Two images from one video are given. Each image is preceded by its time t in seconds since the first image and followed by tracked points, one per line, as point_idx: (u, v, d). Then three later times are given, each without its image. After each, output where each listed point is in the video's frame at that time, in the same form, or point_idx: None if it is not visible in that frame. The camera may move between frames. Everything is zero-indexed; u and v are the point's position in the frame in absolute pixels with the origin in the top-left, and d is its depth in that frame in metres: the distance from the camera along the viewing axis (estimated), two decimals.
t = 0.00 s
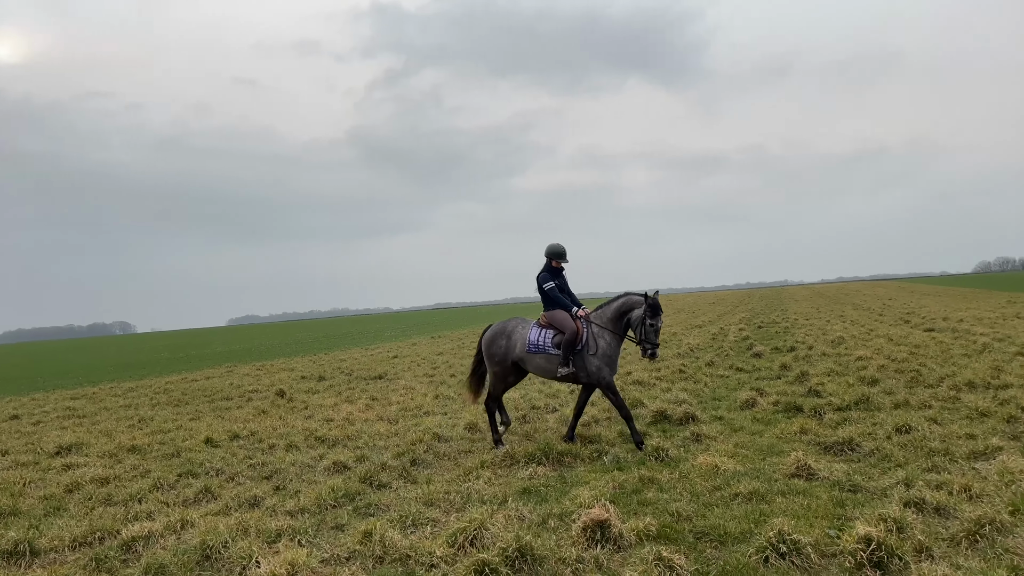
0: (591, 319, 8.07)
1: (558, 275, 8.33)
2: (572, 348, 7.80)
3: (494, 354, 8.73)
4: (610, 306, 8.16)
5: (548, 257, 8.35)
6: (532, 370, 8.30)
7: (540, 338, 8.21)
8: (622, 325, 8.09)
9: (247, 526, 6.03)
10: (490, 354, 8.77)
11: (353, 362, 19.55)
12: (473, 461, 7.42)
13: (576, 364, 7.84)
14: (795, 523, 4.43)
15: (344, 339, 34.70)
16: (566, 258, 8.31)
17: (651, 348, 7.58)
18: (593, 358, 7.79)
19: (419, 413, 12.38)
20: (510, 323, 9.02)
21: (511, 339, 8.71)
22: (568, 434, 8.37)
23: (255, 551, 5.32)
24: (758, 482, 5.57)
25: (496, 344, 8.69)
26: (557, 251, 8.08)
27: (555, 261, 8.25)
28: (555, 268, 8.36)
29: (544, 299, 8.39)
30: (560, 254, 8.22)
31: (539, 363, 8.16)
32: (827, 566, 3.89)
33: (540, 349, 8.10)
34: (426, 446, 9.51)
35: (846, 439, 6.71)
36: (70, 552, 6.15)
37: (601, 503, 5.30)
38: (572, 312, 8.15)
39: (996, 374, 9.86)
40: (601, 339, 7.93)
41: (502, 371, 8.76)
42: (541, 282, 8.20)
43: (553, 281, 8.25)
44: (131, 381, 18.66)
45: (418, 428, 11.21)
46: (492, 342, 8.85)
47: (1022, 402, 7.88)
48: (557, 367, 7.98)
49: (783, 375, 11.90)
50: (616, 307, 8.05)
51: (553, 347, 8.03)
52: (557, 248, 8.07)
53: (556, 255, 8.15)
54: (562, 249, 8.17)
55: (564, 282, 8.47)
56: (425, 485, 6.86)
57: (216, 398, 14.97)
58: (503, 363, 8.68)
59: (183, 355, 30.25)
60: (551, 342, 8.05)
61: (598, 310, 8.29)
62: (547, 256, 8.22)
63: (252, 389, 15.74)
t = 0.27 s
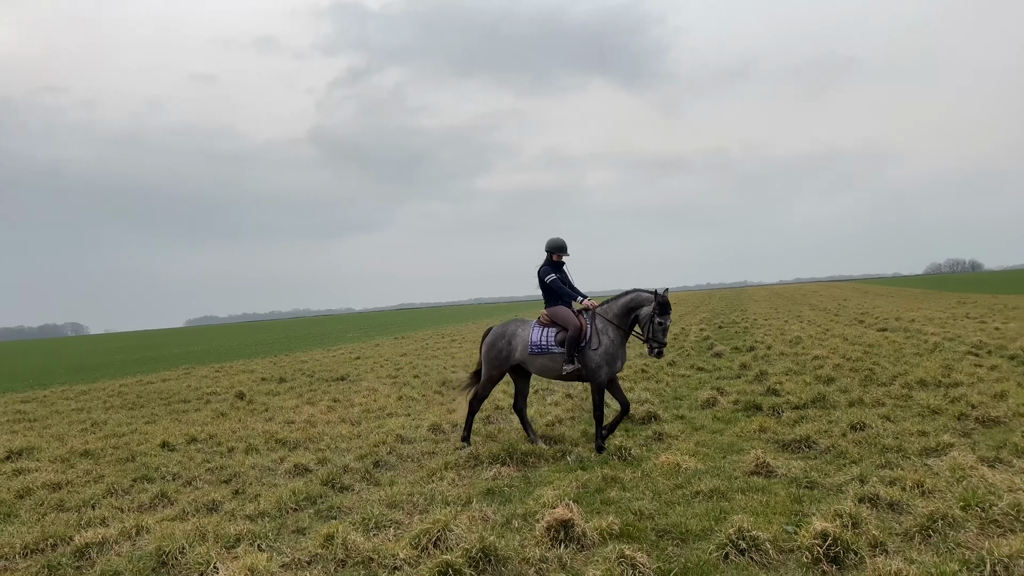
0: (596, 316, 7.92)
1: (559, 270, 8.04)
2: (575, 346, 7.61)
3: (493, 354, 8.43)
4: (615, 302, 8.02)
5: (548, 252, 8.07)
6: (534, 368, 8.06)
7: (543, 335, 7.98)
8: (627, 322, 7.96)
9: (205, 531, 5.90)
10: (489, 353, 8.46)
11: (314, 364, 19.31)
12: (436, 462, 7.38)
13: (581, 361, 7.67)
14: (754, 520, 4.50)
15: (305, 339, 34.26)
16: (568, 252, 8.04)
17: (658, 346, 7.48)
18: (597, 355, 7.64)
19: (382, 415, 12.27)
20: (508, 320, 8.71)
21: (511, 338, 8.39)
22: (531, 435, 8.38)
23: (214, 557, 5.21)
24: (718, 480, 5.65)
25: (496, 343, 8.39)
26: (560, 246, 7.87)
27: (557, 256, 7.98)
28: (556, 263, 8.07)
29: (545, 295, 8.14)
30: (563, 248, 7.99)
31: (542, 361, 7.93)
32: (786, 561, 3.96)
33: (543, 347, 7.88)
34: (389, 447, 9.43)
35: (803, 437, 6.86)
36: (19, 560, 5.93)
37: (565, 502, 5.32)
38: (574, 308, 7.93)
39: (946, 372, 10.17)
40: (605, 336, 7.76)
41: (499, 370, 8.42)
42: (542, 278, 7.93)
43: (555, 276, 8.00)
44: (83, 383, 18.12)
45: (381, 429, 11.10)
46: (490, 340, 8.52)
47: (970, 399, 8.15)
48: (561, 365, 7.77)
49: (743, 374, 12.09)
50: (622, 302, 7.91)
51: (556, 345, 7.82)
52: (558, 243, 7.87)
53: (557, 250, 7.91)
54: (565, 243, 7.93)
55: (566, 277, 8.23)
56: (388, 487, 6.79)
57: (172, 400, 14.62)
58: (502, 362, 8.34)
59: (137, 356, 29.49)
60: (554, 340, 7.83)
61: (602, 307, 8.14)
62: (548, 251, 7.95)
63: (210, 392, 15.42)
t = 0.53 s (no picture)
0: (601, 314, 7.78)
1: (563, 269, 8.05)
2: (576, 346, 7.57)
3: (501, 352, 8.51)
4: (620, 299, 7.84)
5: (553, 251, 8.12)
6: (543, 368, 8.11)
7: (550, 335, 8.01)
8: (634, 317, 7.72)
9: (161, 537, 5.76)
10: (496, 353, 8.54)
11: (275, 365, 19.01)
12: (400, 464, 7.32)
13: (583, 362, 7.57)
14: (715, 517, 4.57)
15: (265, 340, 33.74)
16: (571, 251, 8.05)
17: (665, 338, 7.26)
18: (599, 354, 7.50)
19: (344, 416, 12.13)
20: (517, 319, 8.80)
21: (518, 337, 8.49)
22: (496, 435, 8.36)
23: (170, 563, 5.08)
24: (680, 478, 5.72)
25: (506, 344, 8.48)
26: (561, 244, 7.85)
27: (560, 255, 7.98)
28: (560, 262, 8.09)
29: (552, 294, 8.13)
30: (565, 246, 7.95)
31: (549, 361, 7.97)
32: (745, 557, 4.03)
33: (549, 347, 7.94)
34: (352, 449, 9.32)
35: (762, 435, 6.99)
36: None
37: (529, 502, 5.33)
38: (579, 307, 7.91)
39: (899, 371, 10.46)
40: (608, 334, 7.60)
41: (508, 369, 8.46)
42: (546, 278, 8.00)
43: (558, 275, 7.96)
44: (32, 386, 17.55)
45: (343, 431, 10.98)
46: (499, 340, 8.61)
47: (922, 397, 8.39)
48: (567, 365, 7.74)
49: (704, 373, 12.27)
50: (628, 298, 7.72)
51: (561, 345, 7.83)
52: (559, 242, 7.85)
53: (559, 248, 7.89)
54: (568, 241, 7.96)
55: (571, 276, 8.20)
56: (351, 489, 6.72)
57: (127, 403, 14.25)
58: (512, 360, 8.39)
59: (90, 359, 28.69)
60: (559, 340, 7.86)
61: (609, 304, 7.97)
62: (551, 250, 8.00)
63: (166, 394, 15.07)
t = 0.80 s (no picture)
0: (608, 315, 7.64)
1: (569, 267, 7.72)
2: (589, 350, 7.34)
3: (503, 353, 8.03)
4: (625, 299, 7.73)
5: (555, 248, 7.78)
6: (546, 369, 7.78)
7: (554, 336, 7.67)
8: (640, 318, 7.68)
9: (114, 543, 5.60)
10: (498, 354, 8.06)
11: (233, 366, 18.66)
12: (360, 466, 7.24)
13: (595, 366, 7.39)
14: (675, 515, 4.62)
15: (222, 341, 33.12)
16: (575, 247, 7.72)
17: (674, 342, 7.28)
18: (612, 359, 7.37)
19: (304, 418, 11.96)
20: (519, 319, 8.35)
21: (521, 337, 8.05)
22: (459, 435, 8.33)
23: (123, 570, 4.94)
24: (641, 476, 5.78)
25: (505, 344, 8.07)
26: (566, 241, 7.53)
27: (564, 252, 7.65)
28: (564, 259, 7.76)
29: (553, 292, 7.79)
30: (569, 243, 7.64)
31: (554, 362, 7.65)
32: (704, 554, 4.09)
33: (554, 349, 7.59)
34: (312, 451, 9.19)
35: (720, 433, 7.10)
36: None
37: (491, 503, 5.33)
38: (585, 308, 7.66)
39: (852, 369, 10.74)
40: (618, 338, 7.50)
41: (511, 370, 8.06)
42: (552, 277, 7.63)
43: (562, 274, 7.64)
44: None
45: (303, 434, 10.81)
46: (499, 341, 8.15)
47: (874, 394, 8.63)
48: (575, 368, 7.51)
49: (664, 373, 12.41)
50: (634, 300, 7.64)
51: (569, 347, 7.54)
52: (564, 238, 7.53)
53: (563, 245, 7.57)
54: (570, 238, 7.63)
55: (576, 274, 7.87)
56: (310, 492, 6.63)
57: (77, 407, 13.83)
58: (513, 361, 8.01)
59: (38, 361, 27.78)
60: (566, 342, 7.55)
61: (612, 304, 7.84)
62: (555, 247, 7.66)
63: (118, 397, 14.66)
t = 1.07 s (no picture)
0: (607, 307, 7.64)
1: (569, 259, 7.68)
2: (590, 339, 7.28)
3: (501, 347, 7.85)
4: (623, 291, 7.77)
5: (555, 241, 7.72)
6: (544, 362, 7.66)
7: (553, 328, 7.59)
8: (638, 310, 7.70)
9: (55, 552, 5.39)
10: (495, 349, 7.88)
11: (181, 368, 18.18)
12: (313, 469, 7.12)
13: (596, 357, 7.32)
14: (630, 512, 4.68)
15: (170, 342, 32.24)
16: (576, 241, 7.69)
17: (671, 329, 7.26)
18: (612, 348, 7.33)
19: (256, 421, 11.72)
20: (515, 312, 8.16)
21: (519, 330, 7.87)
22: (414, 436, 8.26)
23: None
24: (596, 475, 5.83)
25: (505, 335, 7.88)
26: (567, 233, 7.48)
27: (565, 244, 7.60)
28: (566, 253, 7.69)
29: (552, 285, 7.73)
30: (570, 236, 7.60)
31: (553, 355, 7.55)
32: (658, 550, 4.14)
33: (554, 341, 7.50)
34: (264, 455, 9.00)
35: (674, 431, 7.21)
36: None
37: (447, 504, 5.30)
38: (585, 300, 7.65)
39: (801, 368, 11.03)
40: (617, 328, 7.49)
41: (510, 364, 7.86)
42: (551, 269, 7.58)
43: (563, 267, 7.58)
44: None
45: (254, 437, 10.59)
46: (496, 334, 7.96)
47: (821, 392, 8.88)
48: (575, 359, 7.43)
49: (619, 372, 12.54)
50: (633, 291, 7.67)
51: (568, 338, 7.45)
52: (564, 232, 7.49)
53: (565, 238, 7.51)
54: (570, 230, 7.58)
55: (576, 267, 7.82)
56: (263, 496, 6.49)
57: (15, 411, 13.29)
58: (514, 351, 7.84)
59: None
60: (566, 333, 7.48)
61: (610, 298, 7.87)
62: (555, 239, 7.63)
63: (59, 400, 14.13)
